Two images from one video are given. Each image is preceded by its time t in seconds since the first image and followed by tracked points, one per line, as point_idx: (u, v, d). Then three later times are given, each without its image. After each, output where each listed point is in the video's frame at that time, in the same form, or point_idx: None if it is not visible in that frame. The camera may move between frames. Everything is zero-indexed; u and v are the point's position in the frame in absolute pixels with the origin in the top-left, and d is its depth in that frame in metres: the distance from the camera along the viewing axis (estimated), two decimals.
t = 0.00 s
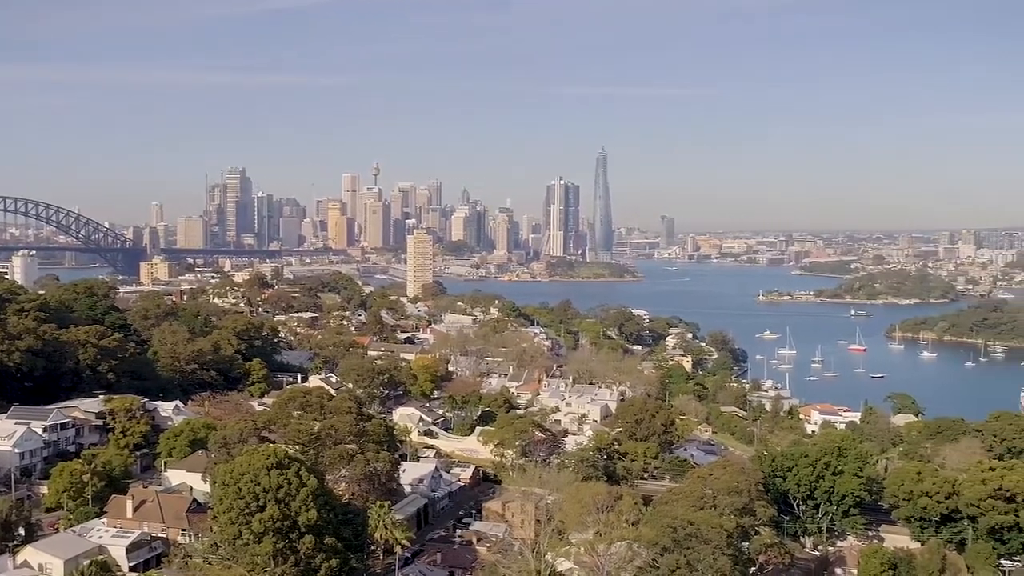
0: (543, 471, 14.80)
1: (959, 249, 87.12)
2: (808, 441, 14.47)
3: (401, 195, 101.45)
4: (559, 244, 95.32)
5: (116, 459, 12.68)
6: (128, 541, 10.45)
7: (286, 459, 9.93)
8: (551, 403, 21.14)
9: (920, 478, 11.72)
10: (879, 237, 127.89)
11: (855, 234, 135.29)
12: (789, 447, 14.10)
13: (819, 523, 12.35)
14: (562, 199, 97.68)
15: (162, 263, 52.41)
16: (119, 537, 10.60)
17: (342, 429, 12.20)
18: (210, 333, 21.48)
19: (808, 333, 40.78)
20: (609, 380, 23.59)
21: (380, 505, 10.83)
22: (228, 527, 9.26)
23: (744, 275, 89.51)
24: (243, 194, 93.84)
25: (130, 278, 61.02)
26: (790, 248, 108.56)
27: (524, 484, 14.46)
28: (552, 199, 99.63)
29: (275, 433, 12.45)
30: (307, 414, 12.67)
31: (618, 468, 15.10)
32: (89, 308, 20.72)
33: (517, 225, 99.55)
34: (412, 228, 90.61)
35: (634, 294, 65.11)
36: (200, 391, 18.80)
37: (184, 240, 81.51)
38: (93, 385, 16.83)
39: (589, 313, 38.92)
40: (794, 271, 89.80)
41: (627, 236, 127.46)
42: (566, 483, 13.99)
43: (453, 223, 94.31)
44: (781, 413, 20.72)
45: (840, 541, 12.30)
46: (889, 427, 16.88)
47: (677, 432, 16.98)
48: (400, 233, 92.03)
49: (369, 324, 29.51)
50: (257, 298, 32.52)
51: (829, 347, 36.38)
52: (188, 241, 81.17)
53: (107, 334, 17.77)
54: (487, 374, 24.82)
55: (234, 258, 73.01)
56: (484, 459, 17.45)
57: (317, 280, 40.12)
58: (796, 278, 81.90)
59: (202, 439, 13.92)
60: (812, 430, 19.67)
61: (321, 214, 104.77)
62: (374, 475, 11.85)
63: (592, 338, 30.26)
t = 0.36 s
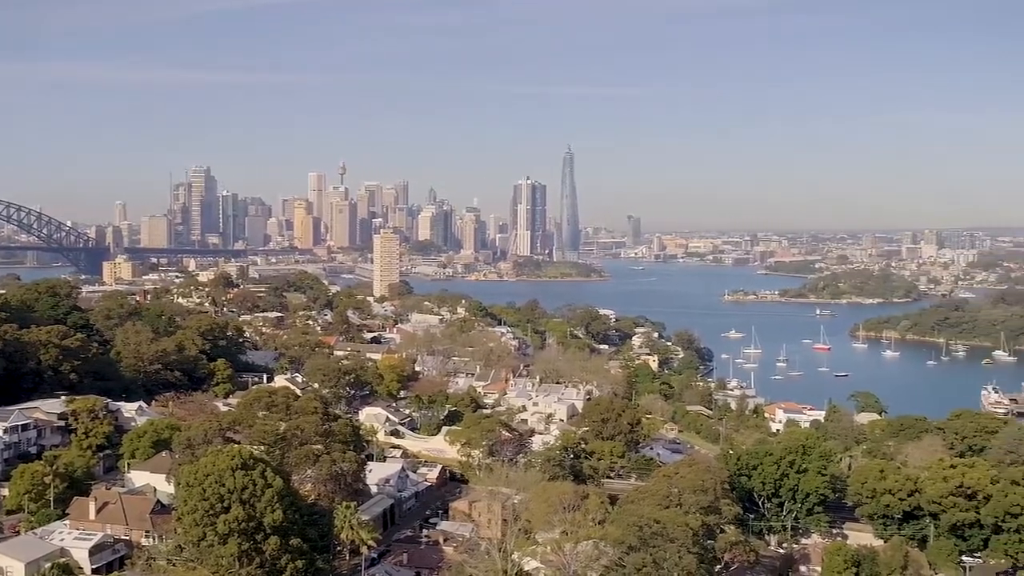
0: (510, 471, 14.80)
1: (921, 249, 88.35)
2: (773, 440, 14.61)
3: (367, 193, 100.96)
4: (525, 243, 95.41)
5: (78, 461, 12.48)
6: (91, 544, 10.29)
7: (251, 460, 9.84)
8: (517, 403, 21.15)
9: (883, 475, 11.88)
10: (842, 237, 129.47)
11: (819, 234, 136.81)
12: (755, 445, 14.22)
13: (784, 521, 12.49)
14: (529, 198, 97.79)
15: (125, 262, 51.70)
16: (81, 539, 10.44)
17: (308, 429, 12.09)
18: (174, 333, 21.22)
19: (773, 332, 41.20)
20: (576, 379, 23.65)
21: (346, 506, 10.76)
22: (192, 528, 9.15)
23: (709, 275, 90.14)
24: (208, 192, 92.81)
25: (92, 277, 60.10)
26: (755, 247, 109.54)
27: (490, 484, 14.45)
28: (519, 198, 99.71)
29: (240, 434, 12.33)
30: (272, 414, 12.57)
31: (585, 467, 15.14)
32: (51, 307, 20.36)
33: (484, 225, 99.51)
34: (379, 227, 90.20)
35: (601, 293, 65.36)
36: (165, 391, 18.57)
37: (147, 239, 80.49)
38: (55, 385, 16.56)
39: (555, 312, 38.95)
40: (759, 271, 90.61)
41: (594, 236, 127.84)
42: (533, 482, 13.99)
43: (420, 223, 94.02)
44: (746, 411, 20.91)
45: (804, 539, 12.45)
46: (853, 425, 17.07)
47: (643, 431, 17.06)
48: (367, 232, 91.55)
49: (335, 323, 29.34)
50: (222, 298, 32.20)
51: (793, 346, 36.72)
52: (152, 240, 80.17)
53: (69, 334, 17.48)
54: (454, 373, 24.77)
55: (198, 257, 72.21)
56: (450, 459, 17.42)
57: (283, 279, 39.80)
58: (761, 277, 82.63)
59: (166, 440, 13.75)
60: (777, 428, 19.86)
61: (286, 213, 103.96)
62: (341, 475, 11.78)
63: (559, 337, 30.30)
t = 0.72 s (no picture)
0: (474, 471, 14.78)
1: (880, 249, 89.61)
2: (736, 438, 14.76)
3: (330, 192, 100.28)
4: (490, 243, 95.41)
5: (36, 463, 12.28)
6: (50, 547, 10.11)
7: (213, 461, 9.73)
8: (482, 402, 21.15)
9: (844, 473, 12.06)
10: (803, 237, 130.97)
11: (780, 233, 138.27)
12: (717, 443, 14.35)
13: (746, 519, 12.64)
14: (493, 198, 97.80)
15: (84, 262, 50.87)
16: (39, 542, 10.26)
17: (270, 430, 12.00)
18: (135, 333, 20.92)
19: (735, 331, 41.58)
20: (540, 379, 23.70)
21: (310, 506, 10.70)
22: (154, 530, 9.04)
23: (672, 275, 90.73)
24: (169, 191, 91.66)
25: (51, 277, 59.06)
26: (718, 247, 110.43)
27: (455, 484, 14.44)
28: (483, 198, 99.63)
29: (203, 435, 12.21)
30: (234, 416, 12.44)
31: (549, 467, 15.19)
32: (8, 307, 19.95)
33: (448, 224, 99.29)
34: (342, 226, 89.64)
35: (565, 293, 65.49)
36: (125, 392, 18.31)
37: (107, 238, 79.31)
38: (13, 387, 16.26)
39: (520, 312, 38.96)
40: (721, 270, 91.38)
41: (558, 236, 128.18)
42: (497, 482, 14.00)
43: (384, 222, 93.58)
44: (709, 410, 21.09)
45: (767, 536, 12.59)
46: (814, 423, 17.29)
47: (607, 430, 17.15)
48: (331, 231, 90.94)
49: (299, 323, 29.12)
50: (183, 297, 31.82)
51: (755, 345, 37.07)
52: (111, 239, 79.00)
53: (27, 334, 17.16)
54: (418, 373, 24.69)
55: (159, 256, 71.29)
56: (415, 459, 17.37)
57: (245, 279, 39.39)
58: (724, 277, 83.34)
59: (127, 442, 13.56)
60: (739, 427, 20.06)
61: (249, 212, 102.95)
62: (304, 476, 11.71)
63: (523, 337, 30.32)
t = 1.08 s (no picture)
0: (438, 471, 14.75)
1: (840, 249, 90.79)
2: (698, 437, 14.88)
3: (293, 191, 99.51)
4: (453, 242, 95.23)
5: None
6: (6, 550, 9.94)
7: (174, 462, 9.62)
8: (445, 402, 21.13)
9: (804, 470, 12.22)
10: (764, 237, 132.34)
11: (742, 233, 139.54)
12: (680, 442, 14.46)
13: (708, 517, 12.75)
14: (456, 197, 97.63)
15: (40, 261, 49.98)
16: None
17: (232, 430, 11.89)
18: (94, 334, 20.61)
19: (698, 331, 41.93)
20: (504, 378, 23.73)
21: (271, 507, 10.61)
22: (113, 533, 8.92)
23: (635, 274, 91.17)
24: (128, 189, 90.35)
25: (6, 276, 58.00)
26: (680, 246, 111.24)
27: (418, 484, 14.40)
28: (446, 197, 99.39)
29: (163, 436, 12.07)
30: (195, 416, 12.31)
31: (512, 466, 15.22)
32: None
33: (411, 223, 98.96)
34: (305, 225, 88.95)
35: (529, 292, 65.58)
36: (84, 392, 18.05)
37: (65, 237, 78.03)
38: None
39: (483, 311, 38.93)
40: (684, 270, 92.02)
41: (521, 235, 128.32)
42: (460, 482, 13.99)
43: (346, 221, 93.02)
44: (672, 409, 21.25)
45: (728, 534, 12.72)
46: (775, 422, 17.49)
47: (570, 429, 17.19)
48: (293, 230, 90.21)
49: (261, 323, 28.85)
50: (143, 297, 31.41)
51: (717, 344, 37.42)
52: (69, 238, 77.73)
53: None
54: (381, 373, 24.59)
55: (118, 255, 70.26)
56: (378, 459, 17.29)
57: (206, 278, 38.93)
58: (686, 276, 84.00)
59: (86, 443, 13.36)
60: (701, 425, 20.24)
61: (210, 210, 101.80)
62: (266, 477, 11.62)
63: (487, 336, 30.31)
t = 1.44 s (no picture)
0: (401, 470, 14.72)
1: (801, 249, 91.86)
2: (661, 436, 14.98)
3: (255, 189, 98.61)
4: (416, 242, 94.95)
5: None
6: None
7: (133, 464, 9.50)
8: (409, 402, 21.08)
9: (766, 468, 12.38)
10: (726, 237, 133.50)
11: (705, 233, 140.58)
12: (643, 441, 14.56)
13: (670, 515, 12.87)
14: (420, 197, 97.31)
15: None
16: None
17: (193, 431, 11.78)
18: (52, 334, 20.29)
19: (661, 330, 42.23)
20: (468, 378, 23.72)
21: (233, 508, 10.52)
22: (71, 536, 8.79)
23: (599, 273, 91.54)
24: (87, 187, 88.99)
25: None
26: (643, 246, 111.87)
27: (381, 484, 14.35)
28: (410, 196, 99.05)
29: (122, 436, 11.91)
30: (155, 417, 12.18)
31: (476, 466, 15.23)
32: None
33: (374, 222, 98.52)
34: (267, 224, 88.17)
35: (493, 291, 65.61)
36: (42, 393, 17.76)
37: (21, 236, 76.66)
38: None
39: (447, 311, 38.86)
40: (647, 269, 92.51)
41: (485, 234, 128.27)
42: (424, 482, 13.96)
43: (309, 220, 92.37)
44: (635, 408, 21.39)
45: (690, 532, 12.84)
46: (737, 420, 17.69)
47: (533, 429, 17.22)
48: (255, 229, 89.36)
49: (222, 323, 28.58)
50: (103, 297, 30.95)
51: (680, 343, 37.72)
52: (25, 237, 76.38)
53: None
54: (344, 373, 24.47)
55: (77, 255, 69.15)
56: (341, 459, 17.21)
57: (166, 278, 38.44)
58: (649, 276, 84.49)
59: (43, 444, 13.15)
60: (664, 424, 20.39)
61: (170, 209, 100.55)
62: (228, 478, 11.53)
63: (451, 336, 30.27)
